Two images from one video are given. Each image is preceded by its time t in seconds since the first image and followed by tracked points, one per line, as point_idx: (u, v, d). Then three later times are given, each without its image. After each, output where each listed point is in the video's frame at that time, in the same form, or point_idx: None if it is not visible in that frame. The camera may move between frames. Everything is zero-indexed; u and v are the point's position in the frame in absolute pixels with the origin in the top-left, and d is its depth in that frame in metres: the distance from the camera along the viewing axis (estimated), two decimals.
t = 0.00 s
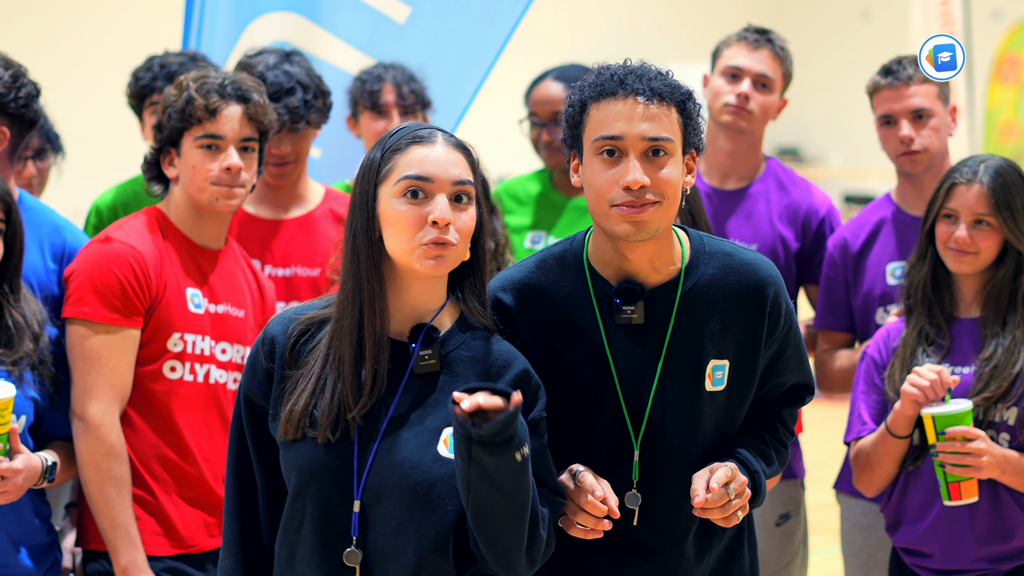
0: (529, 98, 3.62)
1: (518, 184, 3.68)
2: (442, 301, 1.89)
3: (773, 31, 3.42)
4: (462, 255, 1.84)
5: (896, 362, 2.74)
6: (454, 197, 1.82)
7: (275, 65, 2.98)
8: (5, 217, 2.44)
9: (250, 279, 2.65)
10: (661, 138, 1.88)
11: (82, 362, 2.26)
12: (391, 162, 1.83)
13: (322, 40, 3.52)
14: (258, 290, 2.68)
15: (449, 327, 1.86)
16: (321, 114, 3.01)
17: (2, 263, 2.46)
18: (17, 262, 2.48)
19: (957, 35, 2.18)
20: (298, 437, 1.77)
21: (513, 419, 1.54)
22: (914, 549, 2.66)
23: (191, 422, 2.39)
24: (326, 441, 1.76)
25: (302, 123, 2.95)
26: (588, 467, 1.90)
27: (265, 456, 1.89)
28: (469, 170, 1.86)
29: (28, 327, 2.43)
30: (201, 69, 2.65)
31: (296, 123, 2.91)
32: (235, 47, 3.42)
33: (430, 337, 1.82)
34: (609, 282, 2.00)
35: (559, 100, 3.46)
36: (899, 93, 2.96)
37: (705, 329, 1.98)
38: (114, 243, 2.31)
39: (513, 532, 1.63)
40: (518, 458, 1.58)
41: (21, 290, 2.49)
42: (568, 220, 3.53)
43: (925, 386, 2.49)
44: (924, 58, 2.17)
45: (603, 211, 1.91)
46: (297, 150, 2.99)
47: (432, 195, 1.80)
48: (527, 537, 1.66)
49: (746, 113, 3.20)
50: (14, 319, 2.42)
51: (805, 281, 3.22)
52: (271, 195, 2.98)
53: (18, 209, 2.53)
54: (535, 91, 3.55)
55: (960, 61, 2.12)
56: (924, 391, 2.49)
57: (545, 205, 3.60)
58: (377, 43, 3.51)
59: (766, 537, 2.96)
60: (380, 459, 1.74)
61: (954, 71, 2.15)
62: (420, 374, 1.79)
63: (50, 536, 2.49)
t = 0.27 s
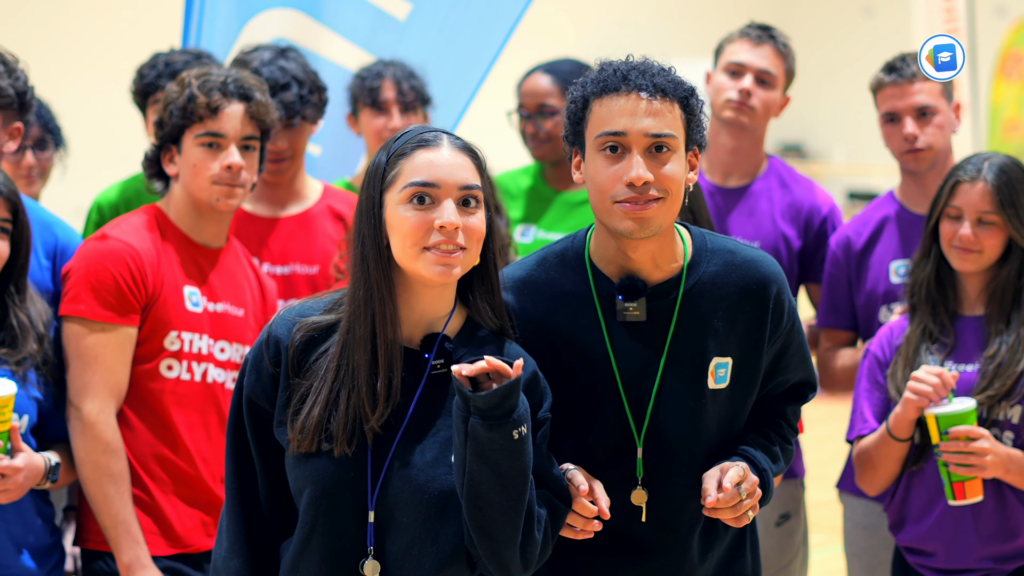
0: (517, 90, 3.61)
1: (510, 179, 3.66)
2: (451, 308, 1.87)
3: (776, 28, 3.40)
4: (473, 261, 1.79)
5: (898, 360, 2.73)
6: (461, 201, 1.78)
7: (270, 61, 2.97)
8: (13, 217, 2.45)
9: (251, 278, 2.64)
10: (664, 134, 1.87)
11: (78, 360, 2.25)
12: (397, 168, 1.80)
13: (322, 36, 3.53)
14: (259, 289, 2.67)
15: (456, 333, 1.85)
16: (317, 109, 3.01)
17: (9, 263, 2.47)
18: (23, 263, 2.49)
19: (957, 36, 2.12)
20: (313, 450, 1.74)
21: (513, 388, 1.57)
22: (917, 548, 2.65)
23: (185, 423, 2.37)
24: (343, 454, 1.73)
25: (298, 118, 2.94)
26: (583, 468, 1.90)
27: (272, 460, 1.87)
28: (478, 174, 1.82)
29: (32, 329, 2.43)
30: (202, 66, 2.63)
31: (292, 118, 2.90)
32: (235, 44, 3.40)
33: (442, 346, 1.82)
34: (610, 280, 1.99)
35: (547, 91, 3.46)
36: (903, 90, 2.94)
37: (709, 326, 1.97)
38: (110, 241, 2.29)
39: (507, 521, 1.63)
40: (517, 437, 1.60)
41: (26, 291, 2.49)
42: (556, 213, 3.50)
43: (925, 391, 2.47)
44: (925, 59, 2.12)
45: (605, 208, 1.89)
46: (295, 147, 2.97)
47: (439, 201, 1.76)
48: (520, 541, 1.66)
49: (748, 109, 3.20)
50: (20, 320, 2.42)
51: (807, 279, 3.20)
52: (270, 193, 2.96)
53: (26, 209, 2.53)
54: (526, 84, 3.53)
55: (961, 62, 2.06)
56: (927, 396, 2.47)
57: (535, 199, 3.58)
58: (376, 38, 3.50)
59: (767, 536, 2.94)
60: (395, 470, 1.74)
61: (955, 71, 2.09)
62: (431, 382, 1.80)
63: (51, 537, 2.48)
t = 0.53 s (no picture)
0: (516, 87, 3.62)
1: (509, 176, 3.67)
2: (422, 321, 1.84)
3: (772, 26, 3.39)
4: (443, 274, 1.75)
5: (898, 358, 2.72)
6: (429, 215, 1.74)
7: (262, 63, 2.96)
8: (14, 218, 2.46)
9: (248, 277, 2.64)
10: (659, 133, 1.86)
11: (80, 362, 2.25)
12: (363, 181, 1.75)
13: (319, 35, 3.51)
14: (255, 289, 2.67)
15: (434, 346, 1.83)
16: (309, 111, 2.99)
17: (10, 264, 2.48)
18: (24, 264, 2.50)
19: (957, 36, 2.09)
20: (298, 473, 1.71)
21: (519, 455, 1.61)
22: (914, 548, 2.64)
23: (185, 423, 2.38)
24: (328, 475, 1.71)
25: (292, 121, 2.92)
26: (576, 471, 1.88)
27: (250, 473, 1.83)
28: (446, 186, 1.77)
29: (31, 330, 2.44)
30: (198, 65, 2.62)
31: (285, 121, 2.89)
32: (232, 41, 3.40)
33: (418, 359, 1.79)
34: (606, 279, 1.98)
35: (544, 88, 3.48)
36: (903, 90, 2.93)
37: (705, 327, 1.96)
38: (109, 241, 2.29)
39: (502, 558, 1.68)
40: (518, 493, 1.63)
41: (27, 292, 2.50)
42: (553, 212, 3.50)
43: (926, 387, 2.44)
44: (924, 59, 2.09)
45: (600, 209, 1.89)
46: (288, 149, 2.96)
47: (405, 215, 1.72)
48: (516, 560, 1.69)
49: (742, 108, 3.19)
50: (19, 320, 2.44)
51: (804, 279, 3.19)
52: (263, 193, 2.96)
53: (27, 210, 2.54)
54: (524, 82, 3.56)
55: (961, 62, 2.04)
56: (929, 391, 2.44)
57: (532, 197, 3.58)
58: (375, 35, 3.49)
59: (764, 536, 2.94)
60: (380, 488, 1.72)
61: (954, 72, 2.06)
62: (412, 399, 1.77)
63: (49, 540, 2.49)
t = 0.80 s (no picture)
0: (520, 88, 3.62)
1: (511, 176, 3.66)
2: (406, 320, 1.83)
3: (769, 26, 3.39)
4: (421, 278, 1.74)
5: (897, 359, 2.71)
6: (404, 220, 1.72)
7: (259, 65, 2.96)
8: (13, 218, 2.46)
9: (246, 277, 2.64)
10: (655, 133, 1.86)
11: (80, 362, 2.25)
12: (340, 185, 1.74)
13: (315, 34, 3.49)
14: (254, 289, 2.66)
15: (415, 345, 1.81)
16: (307, 113, 2.99)
17: (8, 264, 2.48)
18: (23, 264, 2.50)
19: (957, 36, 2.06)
20: (279, 475, 1.70)
21: (501, 453, 1.59)
22: (914, 548, 2.64)
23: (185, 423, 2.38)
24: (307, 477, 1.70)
25: (290, 124, 2.92)
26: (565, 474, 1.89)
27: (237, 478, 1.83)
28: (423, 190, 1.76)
29: (28, 331, 2.45)
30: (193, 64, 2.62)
31: (284, 124, 2.88)
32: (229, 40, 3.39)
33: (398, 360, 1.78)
34: (602, 279, 1.98)
35: (548, 88, 3.47)
36: (902, 89, 2.93)
37: (701, 328, 1.96)
38: (108, 240, 2.29)
39: (490, 560, 1.66)
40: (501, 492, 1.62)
41: (26, 292, 2.51)
42: (554, 215, 3.50)
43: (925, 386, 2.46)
44: (924, 59, 2.06)
45: (597, 209, 1.88)
46: (285, 151, 2.97)
47: (381, 221, 1.71)
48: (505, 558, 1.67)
49: (738, 108, 3.19)
50: (15, 320, 2.44)
51: (802, 279, 3.18)
52: (259, 195, 2.95)
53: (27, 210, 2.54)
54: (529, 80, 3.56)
55: (961, 62, 2.00)
56: (926, 393, 2.45)
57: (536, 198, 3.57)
58: (371, 37, 3.49)
59: (763, 537, 2.93)
60: (363, 491, 1.71)
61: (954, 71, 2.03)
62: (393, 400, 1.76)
63: (44, 541, 2.50)
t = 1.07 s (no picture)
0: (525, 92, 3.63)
1: (518, 180, 3.66)
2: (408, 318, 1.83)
3: (770, 26, 3.39)
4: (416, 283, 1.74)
5: (900, 360, 2.71)
6: (400, 225, 1.72)
7: (263, 65, 2.96)
8: (17, 219, 2.49)
9: (249, 278, 2.64)
10: (653, 133, 1.86)
11: (81, 362, 2.25)
12: (336, 188, 1.73)
13: (318, 34, 3.49)
14: (257, 290, 2.66)
15: (416, 344, 1.81)
16: (312, 113, 3.00)
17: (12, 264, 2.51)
18: (28, 264, 2.53)
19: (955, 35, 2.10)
20: (276, 472, 1.71)
21: (497, 502, 1.53)
22: (917, 549, 2.64)
23: (186, 423, 2.39)
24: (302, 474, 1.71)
25: (294, 124, 2.92)
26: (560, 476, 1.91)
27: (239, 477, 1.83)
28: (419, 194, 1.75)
29: (31, 330, 2.47)
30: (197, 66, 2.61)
31: (287, 124, 2.88)
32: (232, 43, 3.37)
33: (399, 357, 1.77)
34: (602, 279, 1.98)
35: (550, 92, 3.48)
36: (902, 91, 2.93)
37: (699, 328, 1.96)
38: (110, 241, 2.29)
39: None
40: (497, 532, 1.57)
41: (31, 292, 2.53)
42: (561, 222, 3.50)
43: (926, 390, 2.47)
44: (924, 59, 2.09)
45: (596, 209, 1.88)
46: (290, 151, 2.97)
47: (376, 226, 1.70)
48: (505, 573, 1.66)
49: (741, 110, 3.20)
50: (19, 320, 2.46)
51: (805, 279, 3.18)
52: (263, 195, 2.96)
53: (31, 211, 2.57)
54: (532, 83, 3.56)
55: (961, 62, 2.03)
56: (929, 395, 2.47)
57: (543, 205, 3.57)
58: (375, 38, 3.48)
59: (764, 537, 2.93)
60: (360, 490, 1.71)
61: (954, 72, 2.06)
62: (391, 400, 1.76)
63: (47, 541, 2.51)
